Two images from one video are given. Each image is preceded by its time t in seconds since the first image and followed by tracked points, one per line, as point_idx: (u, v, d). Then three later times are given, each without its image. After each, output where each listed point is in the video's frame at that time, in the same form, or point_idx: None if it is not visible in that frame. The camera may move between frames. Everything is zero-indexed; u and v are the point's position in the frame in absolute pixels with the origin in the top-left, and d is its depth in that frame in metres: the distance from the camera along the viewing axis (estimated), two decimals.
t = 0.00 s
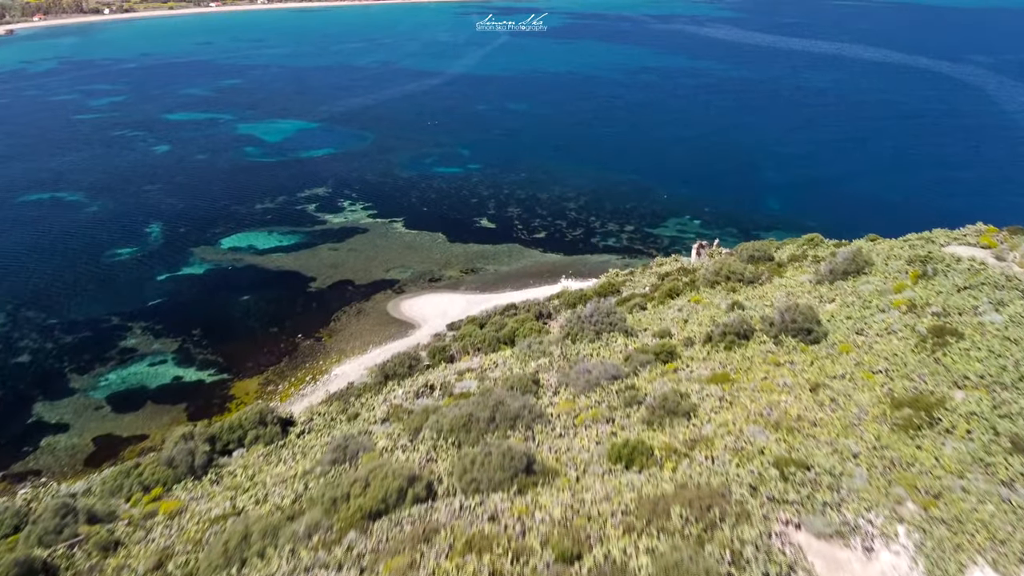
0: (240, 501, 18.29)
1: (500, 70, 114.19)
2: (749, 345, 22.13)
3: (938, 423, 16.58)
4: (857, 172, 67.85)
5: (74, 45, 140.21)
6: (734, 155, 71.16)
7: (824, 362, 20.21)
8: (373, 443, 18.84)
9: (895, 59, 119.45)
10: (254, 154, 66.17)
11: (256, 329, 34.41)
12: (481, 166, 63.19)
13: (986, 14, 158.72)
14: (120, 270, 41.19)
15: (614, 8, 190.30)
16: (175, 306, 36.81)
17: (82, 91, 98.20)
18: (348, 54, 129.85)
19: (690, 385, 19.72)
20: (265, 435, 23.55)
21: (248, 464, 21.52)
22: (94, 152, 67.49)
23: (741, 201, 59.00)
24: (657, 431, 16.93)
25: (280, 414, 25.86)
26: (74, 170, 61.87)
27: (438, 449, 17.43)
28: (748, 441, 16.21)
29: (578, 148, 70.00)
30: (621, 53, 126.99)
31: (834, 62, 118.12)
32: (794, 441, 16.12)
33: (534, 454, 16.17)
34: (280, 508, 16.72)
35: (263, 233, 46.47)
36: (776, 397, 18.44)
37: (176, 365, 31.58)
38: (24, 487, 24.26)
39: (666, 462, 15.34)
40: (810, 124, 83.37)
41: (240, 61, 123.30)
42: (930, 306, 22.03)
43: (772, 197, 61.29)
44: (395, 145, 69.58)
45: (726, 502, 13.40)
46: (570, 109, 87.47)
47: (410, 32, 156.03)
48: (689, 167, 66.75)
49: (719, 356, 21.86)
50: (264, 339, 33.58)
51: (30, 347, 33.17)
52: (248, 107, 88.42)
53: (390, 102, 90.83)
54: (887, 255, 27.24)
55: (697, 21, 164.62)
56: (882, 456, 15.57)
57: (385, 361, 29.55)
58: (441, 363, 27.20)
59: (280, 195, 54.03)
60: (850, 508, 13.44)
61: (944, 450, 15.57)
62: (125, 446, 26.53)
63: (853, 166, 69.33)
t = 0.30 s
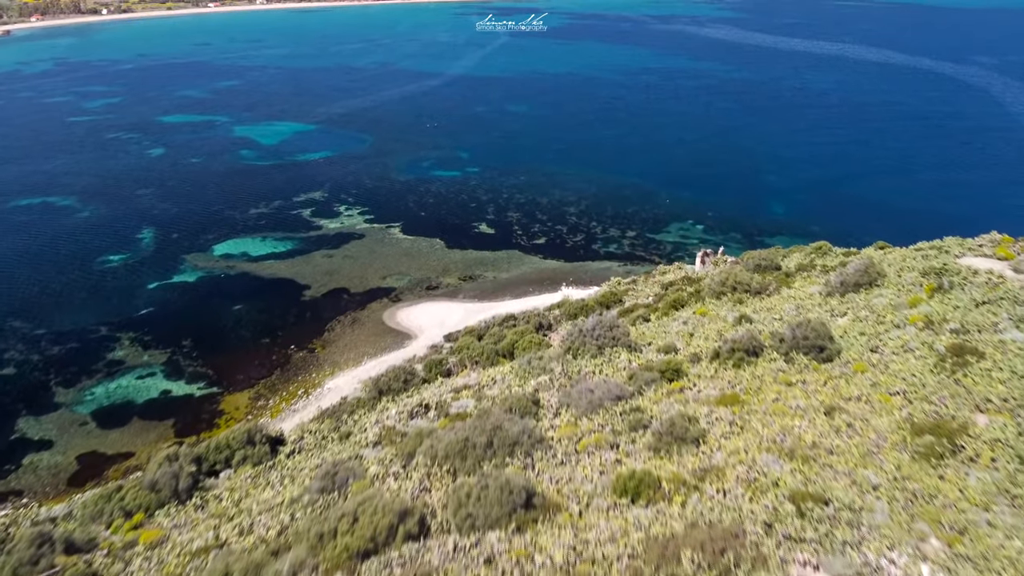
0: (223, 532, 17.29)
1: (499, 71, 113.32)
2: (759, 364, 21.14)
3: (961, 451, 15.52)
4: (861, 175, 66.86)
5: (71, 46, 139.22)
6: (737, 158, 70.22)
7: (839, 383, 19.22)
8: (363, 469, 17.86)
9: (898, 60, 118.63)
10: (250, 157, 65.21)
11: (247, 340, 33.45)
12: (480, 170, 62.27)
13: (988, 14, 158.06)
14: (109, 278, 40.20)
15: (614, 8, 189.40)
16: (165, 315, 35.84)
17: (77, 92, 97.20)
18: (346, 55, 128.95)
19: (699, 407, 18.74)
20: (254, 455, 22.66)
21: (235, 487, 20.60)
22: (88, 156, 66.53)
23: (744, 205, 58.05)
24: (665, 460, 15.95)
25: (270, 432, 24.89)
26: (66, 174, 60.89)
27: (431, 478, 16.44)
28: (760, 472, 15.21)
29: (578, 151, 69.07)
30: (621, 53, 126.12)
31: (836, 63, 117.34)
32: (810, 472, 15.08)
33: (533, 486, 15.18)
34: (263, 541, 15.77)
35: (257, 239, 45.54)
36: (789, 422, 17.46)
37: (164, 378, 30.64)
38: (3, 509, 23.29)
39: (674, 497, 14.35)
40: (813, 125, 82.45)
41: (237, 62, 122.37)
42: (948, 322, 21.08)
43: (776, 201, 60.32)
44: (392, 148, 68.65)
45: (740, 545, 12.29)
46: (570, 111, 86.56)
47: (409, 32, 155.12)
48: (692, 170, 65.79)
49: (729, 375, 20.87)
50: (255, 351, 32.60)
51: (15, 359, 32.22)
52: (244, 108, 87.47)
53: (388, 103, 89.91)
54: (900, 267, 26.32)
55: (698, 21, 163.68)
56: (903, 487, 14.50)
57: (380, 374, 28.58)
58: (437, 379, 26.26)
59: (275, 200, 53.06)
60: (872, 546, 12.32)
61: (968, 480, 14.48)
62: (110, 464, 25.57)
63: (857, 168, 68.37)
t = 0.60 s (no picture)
0: (205, 565, 16.29)
1: (499, 73, 112.51)
2: (770, 383, 20.18)
3: (987, 482, 14.41)
4: (866, 178, 65.88)
5: (68, 47, 138.21)
6: (739, 161, 69.33)
7: (854, 406, 18.24)
8: (353, 498, 16.89)
9: (900, 61, 117.80)
10: (246, 160, 64.28)
11: (239, 352, 32.51)
12: (479, 173, 61.33)
13: (989, 15, 157.45)
14: (99, 286, 39.27)
15: (614, 8, 188.53)
16: (154, 325, 34.91)
17: (72, 94, 96.20)
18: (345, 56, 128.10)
19: (709, 432, 17.72)
20: (241, 477, 21.73)
21: (220, 512, 19.64)
22: (81, 159, 65.56)
23: (747, 210, 57.10)
24: (673, 492, 14.97)
25: (259, 452, 23.92)
26: (58, 178, 59.91)
27: (425, 509, 15.46)
28: (775, 506, 14.16)
29: (579, 155, 68.18)
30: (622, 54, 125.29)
31: (838, 64, 116.58)
32: (827, 507, 14.01)
33: (532, 521, 14.15)
34: None
35: (250, 245, 44.61)
36: (804, 450, 16.46)
37: (152, 392, 29.70)
38: None
39: (684, 535, 13.36)
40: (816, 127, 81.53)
41: (235, 63, 121.47)
42: (967, 341, 20.12)
43: (779, 205, 59.36)
44: (390, 151, 67.71)
45: None
46: (570, 113, 85.70)
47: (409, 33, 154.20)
48: (694, 174, 64.89)
49: (738, 395, 19.93)
50: (246, 363, 31.68)
51: None
52: (241, 110, 86.56)
53: (386, 105, 88.98)
54: (913, 279, 25.41)
55: (698, 22, 162.84)
56: (927, 522, 13.38)
57: (374, 388, 27.62)
58: (433, 395, 25.32)
59: (270, 204, 52.14)
60: None
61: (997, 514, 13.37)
62: (94, 484, 24.61)
63: (862, 171, 67.44)
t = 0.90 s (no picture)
0: None
1: (499, 74, 111.62)
2: (782, 405, 19.20)
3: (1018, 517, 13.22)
4: (870, 181, 64.91)
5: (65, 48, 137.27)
6: (741, 164, 68.49)
7: (872, 431, 17.20)
8: (342, 531, 15.89)
9: (903, 61, 116.93)
10: (241, 163, 63.34)
11: (230, 364, 31.58)
12: (478, 177, 60.37)
13: (992, 15, 156.58)
14: (87, 294, 38.29)
15: (614, 8, 187.63)
16: (143, 336, 33.97)
17: (67, 96, 95.20)
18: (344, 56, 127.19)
19: (718, 458, 16.71)
20: (227, 501, 20.75)
21: (204, 538, 18.66)
22: (74, 162, 64.59)
23: (750, 215, 56.18)
24: (682, 528, 13.89)
25: (247, 473, 22.94)
26: (50, 182, 58.93)
27: (418, 545, 14.44)
28: (790, 545, 12.97)
29: (579, 158, 67.27)
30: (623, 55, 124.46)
31: (841, 64, 115.73)
32: (848, 545, 12.80)
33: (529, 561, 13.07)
34: None
35: (244, 252, 43.67)
36: (820, 480, 15.40)
37: (139, 407, 28.79)
38: None
39: None
40: (819, 129, 80.61)
41: (233, 64, 120.58)
42: (987, 360, 19.12)
43: (783, 209, 58.40)
44: (388, 153, 66.75)
45: None
46: (571, 115, 84.77)
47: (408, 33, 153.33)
48: (696, 178, 63.98)
49: (748, 417, 18.96)
50: (237, 376, 30.74)
51: None
52: (237, 112, 85.61)
53: (385, 106, 88.05)
54: (928, 292, 24.48)
55: (699, 22, 161.97)
56: (955, 561, 12.14)
57: (368, 403, 26.65)
58: (429, 412, 24.40)
59: (265, 209, 51.19)
60: None
61: None
62: (77, 504, 23.67)
63: (866, 174, 66.49)
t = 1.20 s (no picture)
0: None
1: (499, 75, 110.80)
2: (794, 429, 18.24)
3: None
4: (874, 184, 64.00)
5: (62, 48, 136.35)
6: (743, 167, 67.61)
7: (891, 459, 16.12)
8: (329, 566, 14.84)
9: (906, 61, 116.13)
10: (236, 167, 62.37)
11: (220, 377, 30.67)
12: (477, 180, 59.48)
13: (993, 15, 155.91)
14: (75, 303, 37.32)
15: (614, 8, 186.89)
16: (132, 347, 33.03)
17: (62, 97, 94.22)
18: (342, 57, 126.30)
19: (729, 488, 15.68)
20: (211, 528, 19.67)
21: (186, 567, 17.58)
22: (66, 165, 63.61)
23: (753, 220, 55.26)
24: (691, 568, 12.73)
25: (234, 495, 21.98)
26: (41, 185, 57.92)
27: None
28: None
29: (580, 161, 66.36)
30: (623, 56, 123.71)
31: (843, 65, 114.99)
32: None
33: None
34: None
35: (237, 259, 42.74)
36: (837, 514, 14.20)
37: (125, 423, 27.87)
38: None
39: None
40: (822, 130, 79.70)
41: (230, 65, 119.71)
42: (1011, 381, 18.07)
43: (786, 213, 57.49)
44: (385, 156, 65.82)
45: None
46: (572, 116, 83.93)
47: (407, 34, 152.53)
48: (698, 181, 63.05)
49: (759, 442, 17.99)
50: (227, 389, 29.83)
51: None
52: (234, 114, 84.65)
53: (383, 108, 87.14)
54: (942, 307, 23.55)
55: (699, 22, 161.24)
56: None
57: (361, 420, 25.70)
58: (424, 431, 23.48)
59: (260, 214, 50.23)
60: None
61: None
62: (58, 528, 22.68)
63: (870, 177, 65.56)
